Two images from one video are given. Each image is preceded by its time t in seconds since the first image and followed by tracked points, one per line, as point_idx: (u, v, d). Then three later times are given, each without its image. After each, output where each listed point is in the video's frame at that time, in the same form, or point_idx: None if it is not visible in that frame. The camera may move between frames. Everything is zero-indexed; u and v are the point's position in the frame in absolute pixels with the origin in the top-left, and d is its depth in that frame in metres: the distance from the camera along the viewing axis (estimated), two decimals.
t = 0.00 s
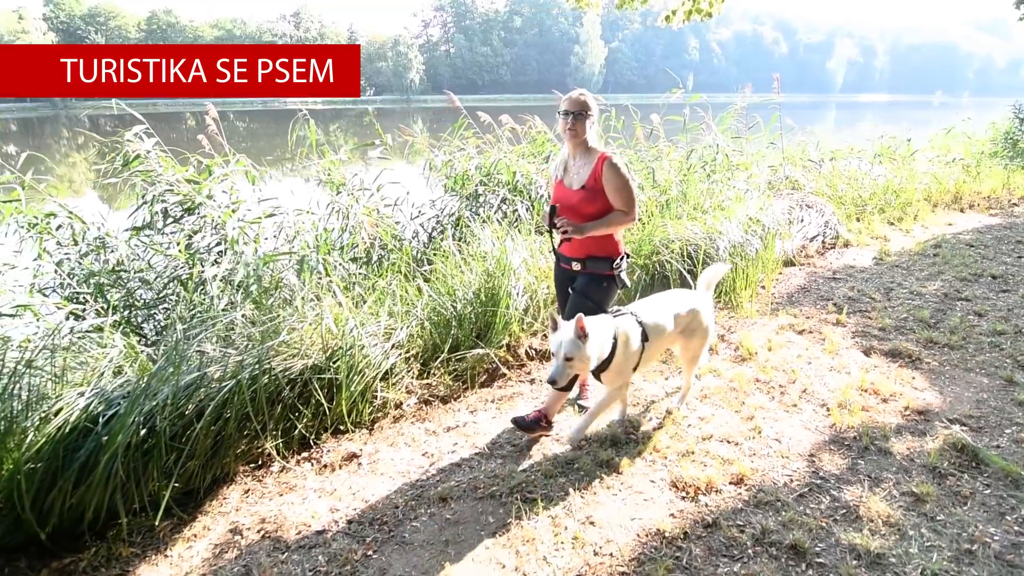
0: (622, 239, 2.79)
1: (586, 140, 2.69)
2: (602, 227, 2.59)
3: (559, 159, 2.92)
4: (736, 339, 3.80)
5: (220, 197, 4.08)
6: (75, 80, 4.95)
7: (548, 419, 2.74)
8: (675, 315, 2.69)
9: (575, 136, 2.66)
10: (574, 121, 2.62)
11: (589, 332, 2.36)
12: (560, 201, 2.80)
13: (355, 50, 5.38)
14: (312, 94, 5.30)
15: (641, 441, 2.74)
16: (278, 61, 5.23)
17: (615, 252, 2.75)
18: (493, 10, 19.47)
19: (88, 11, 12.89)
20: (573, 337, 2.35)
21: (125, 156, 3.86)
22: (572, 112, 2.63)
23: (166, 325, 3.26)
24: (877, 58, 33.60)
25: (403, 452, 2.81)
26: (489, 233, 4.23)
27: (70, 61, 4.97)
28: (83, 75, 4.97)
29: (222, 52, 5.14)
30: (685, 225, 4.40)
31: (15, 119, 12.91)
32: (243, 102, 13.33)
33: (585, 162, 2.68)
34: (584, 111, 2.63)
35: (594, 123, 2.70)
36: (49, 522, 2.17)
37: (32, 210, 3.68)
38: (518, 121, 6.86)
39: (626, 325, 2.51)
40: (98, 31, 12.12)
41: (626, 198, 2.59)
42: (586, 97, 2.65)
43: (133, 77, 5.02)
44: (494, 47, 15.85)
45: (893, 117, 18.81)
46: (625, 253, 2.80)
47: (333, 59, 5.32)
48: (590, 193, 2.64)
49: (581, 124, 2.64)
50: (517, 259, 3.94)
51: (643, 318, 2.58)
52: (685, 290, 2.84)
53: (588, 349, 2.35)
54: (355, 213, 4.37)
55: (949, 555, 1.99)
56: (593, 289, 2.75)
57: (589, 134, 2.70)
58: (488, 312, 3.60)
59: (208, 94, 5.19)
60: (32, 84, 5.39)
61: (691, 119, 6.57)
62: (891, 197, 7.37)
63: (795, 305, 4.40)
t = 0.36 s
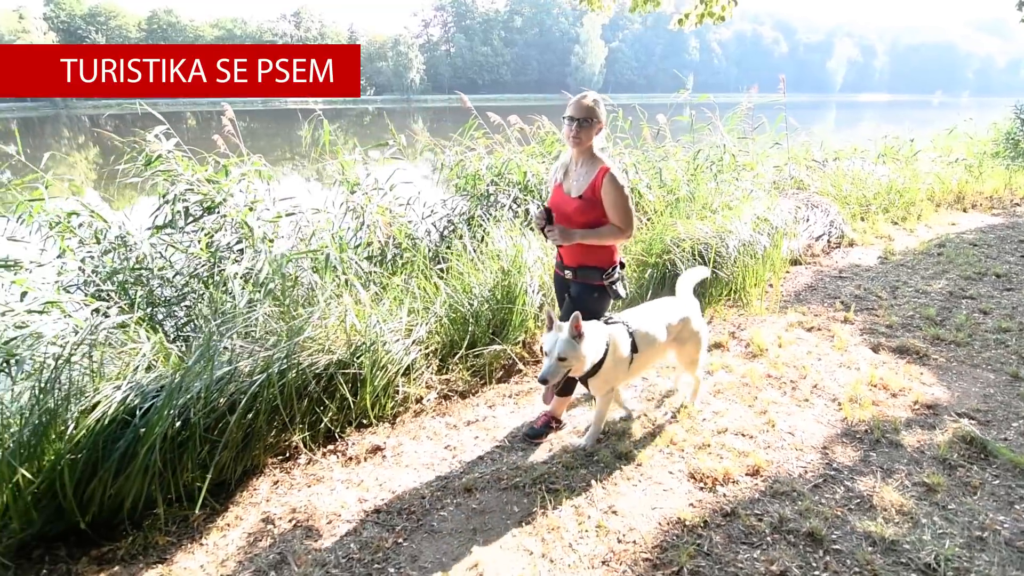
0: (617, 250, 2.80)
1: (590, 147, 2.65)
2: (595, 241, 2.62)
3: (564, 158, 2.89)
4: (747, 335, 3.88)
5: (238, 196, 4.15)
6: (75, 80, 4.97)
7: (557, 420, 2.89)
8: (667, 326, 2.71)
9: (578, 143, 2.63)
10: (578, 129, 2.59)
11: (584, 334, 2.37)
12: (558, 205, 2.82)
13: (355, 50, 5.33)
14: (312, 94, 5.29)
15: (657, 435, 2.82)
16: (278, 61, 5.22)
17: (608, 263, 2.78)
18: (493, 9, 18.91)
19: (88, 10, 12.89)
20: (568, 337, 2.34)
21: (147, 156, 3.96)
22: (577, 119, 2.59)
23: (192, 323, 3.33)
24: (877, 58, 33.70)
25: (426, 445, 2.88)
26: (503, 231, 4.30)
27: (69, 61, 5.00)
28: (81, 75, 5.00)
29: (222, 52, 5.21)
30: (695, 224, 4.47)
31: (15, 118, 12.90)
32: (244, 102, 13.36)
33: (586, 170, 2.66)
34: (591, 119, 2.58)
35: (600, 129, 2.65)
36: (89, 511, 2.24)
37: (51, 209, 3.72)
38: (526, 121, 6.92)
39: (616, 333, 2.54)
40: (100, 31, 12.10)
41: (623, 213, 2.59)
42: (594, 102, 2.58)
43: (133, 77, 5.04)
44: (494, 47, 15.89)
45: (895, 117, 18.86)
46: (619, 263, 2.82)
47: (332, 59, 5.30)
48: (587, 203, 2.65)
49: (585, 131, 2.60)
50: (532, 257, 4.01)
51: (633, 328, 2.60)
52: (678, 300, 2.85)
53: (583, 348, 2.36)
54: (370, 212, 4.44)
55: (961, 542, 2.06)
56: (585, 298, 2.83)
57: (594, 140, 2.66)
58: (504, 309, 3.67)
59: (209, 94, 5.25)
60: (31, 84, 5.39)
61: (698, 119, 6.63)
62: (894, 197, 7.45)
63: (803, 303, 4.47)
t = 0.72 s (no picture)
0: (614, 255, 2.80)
1: (593, 146, 2.66)
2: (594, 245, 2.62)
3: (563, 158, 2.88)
4: (759, 332, 3.91)
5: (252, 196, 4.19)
6: (74, 80, 4.85)
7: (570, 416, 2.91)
8: (660, 332, 2.68)
9: (582, 141, 2.64)
10: (582, 126, 2.61)
11: (579, 344, 2.30)
12: (556, 204, 2.83)
13: (355, 50, 5.36)
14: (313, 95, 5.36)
15: (674, 429, 2.85)
16: (278, 61, 5.23)
17: (603, 267, 2.80)
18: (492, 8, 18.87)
19: (84, 7, 12.79)
20: (563, 346, 2.28)
21: (163, 152, 3.95)
22: (581, 116, 2.61)
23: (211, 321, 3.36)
24: (876, 57, 33.77)
25: (446, 440, 2.91)
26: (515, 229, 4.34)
27: (69, 61, 4.89)
28: (82, 75, 4.90)
29: (222, 52, 5.20)
30: (705, 221, 4.50)
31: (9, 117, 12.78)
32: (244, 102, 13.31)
33: (587, 171, 2.66)
34: (594, 118, 2.60)
35: (602, 129, 2.67)
36: (117, 506, 2.25)
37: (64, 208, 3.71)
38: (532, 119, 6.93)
39: (615, 340, 2.49)
40: (96, 29, 11.97)
41: (624, 218, 2.59)
42: (599, 100, 2.60)
43: (133, 77, 5.01)
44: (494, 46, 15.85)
45: (895, 116, 18.90)
46: (615, 267, 2.83)
47: (332, 60, 5.34)
48: (587, 205, 2.66)
49: (588, 130, 2.62)
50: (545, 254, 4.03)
51: (632, 334, 2.55)
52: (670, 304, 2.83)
53: (575, 360, 2.28)
54: (382, 210, 4.46)
55: (980, 532, 2.10)
56: (581, 300, 2.88)
57: (596, 140, 2.67)
58: (519, 306, 3.70)
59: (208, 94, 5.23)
60: (27, 84, 5.25)
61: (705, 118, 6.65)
62: (897, 196, 7.50)
63: (813, 300, 4.51)
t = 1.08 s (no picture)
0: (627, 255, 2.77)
1: (611, 145, 2.66)
2: (606, 245, 2.59)
3: (580, 153, 2.87)
4: (772, 329, 3.95)
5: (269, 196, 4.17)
6: (74, 80, 4.84)
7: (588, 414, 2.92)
8: (664, 336, 2.57)
9: (600, 140, 2.63)
10: (602, 124, 2.60)
11: (583, 346, 2.26)
12: (570, 201, 2.81)
13: (354, 51, 5.39)
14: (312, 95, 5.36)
15: (694, 424, 2.88)
16: (278, 62, 5.20)
17: (615, 266, 2.78)
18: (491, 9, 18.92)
19: (82, 8, 12.79)
20: (563, 349, 2.25)
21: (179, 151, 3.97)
22: (601, 114, 2.60)
23: (231, 319, 3.37)
24: (874, 58, 33.85)
25: (468, 436, 2.94)
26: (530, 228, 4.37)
27: (68, 61, 4.90)
28: (81, 75, 4.90)
29: (222, 52, 5.20)
30: (717, 220, 4.52)
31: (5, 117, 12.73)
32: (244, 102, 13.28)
33: (604, 169, 2.64)
34: (615, 117, 2.61)
35: (621, 129, 2.66)
36: (148, 502, 2.25)
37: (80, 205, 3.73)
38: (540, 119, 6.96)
39: (621, 343, 2.42)
40: (94, 29, 11.94)
41: (635, 220, 2.56)
42: (622, 100, 2.60)
43: (133, 76, 5.02)
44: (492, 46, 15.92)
45: (894, 116, 19.02)
46: (627, 267, 2.82)
47: (332, 59, 5.37)
48: (601, 205, 2.64)
49: (608, 128, 2.62)
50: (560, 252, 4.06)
51: (639, 338, 2.48)
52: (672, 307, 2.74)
53: (575, 364, 2.25)
54: (395, 209, 4.47)
55: (1004, 523, 2.13)
56: (594, 301, 2.83)
57: (615, 139, 2.67)
58: (535, 304, 3.73)
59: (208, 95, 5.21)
60: (25, 83, 5.24)
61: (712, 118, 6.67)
62: (900, 195, 7.55)
63: (823, 298, 4.55)
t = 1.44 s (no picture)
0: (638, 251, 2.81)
1: (624, 146, 2.68)
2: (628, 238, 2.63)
3: (587, 152, 2.87)
4: (783, 326, 4.01)
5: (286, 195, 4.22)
6: (75, 80, 4.88)
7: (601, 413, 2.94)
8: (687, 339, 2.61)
9: (614, 140, 2.65)
10: (615, 126, 2.61)
11: (603, 348, 2.23)
12: (581, 200, 2.80)
13: (355, 51, 5.42)
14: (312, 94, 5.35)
15: (711, 418, 2.93)
16: (278, 61, 5.23)
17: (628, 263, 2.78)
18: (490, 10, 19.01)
19: (82, 10, 12.88)
20: (586, 351, 2.21)
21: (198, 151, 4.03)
22: (615, 116, 2.61)
23: (252, 317, 3.43)
24: (873, 58, 33.92)
25: (489, 430, 2.99)
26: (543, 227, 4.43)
27: (69, 61, 4.93)
28: (82, 75, 4.92)
29: (223, 52, 5.22)
30: (728, 218, 4.57)
31: (7, 118, 12.80)
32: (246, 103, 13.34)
33: (621, 165, 2.66)
34: (631, 115, 2.63)
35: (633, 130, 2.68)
36: (182, 493, 2.31)
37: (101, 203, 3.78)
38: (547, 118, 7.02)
39: (643, 347, 2.40)
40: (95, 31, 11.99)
41: (653, 214, 2.65)
42: (635, 102, 2.61)
43: (133, 76, 5.02)
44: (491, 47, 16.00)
45: (893, 116, 19.26)
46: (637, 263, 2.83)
47: (332, 59, 5.37)
48: (619, 202, 2.67)
49: (621, 129, 2.63)
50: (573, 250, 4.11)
51: (660, 343, 2.49)
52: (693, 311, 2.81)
53: (598, 366, 2.20)
54: (409, 207, 4.52)
55: (1019, 511, 2.19)
56: (607, 300, 2.78)
57: (627, 140, 2.69)
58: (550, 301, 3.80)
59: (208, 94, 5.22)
60: (23, 83, 5.27)
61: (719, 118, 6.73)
62: (904, 194, 7.61)
63: (832, 295, 4.61)
